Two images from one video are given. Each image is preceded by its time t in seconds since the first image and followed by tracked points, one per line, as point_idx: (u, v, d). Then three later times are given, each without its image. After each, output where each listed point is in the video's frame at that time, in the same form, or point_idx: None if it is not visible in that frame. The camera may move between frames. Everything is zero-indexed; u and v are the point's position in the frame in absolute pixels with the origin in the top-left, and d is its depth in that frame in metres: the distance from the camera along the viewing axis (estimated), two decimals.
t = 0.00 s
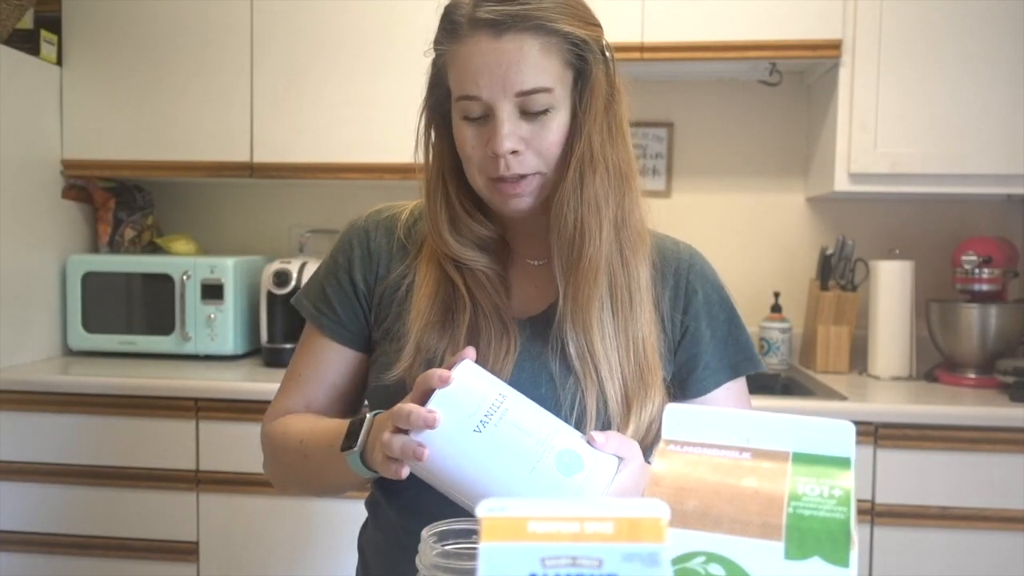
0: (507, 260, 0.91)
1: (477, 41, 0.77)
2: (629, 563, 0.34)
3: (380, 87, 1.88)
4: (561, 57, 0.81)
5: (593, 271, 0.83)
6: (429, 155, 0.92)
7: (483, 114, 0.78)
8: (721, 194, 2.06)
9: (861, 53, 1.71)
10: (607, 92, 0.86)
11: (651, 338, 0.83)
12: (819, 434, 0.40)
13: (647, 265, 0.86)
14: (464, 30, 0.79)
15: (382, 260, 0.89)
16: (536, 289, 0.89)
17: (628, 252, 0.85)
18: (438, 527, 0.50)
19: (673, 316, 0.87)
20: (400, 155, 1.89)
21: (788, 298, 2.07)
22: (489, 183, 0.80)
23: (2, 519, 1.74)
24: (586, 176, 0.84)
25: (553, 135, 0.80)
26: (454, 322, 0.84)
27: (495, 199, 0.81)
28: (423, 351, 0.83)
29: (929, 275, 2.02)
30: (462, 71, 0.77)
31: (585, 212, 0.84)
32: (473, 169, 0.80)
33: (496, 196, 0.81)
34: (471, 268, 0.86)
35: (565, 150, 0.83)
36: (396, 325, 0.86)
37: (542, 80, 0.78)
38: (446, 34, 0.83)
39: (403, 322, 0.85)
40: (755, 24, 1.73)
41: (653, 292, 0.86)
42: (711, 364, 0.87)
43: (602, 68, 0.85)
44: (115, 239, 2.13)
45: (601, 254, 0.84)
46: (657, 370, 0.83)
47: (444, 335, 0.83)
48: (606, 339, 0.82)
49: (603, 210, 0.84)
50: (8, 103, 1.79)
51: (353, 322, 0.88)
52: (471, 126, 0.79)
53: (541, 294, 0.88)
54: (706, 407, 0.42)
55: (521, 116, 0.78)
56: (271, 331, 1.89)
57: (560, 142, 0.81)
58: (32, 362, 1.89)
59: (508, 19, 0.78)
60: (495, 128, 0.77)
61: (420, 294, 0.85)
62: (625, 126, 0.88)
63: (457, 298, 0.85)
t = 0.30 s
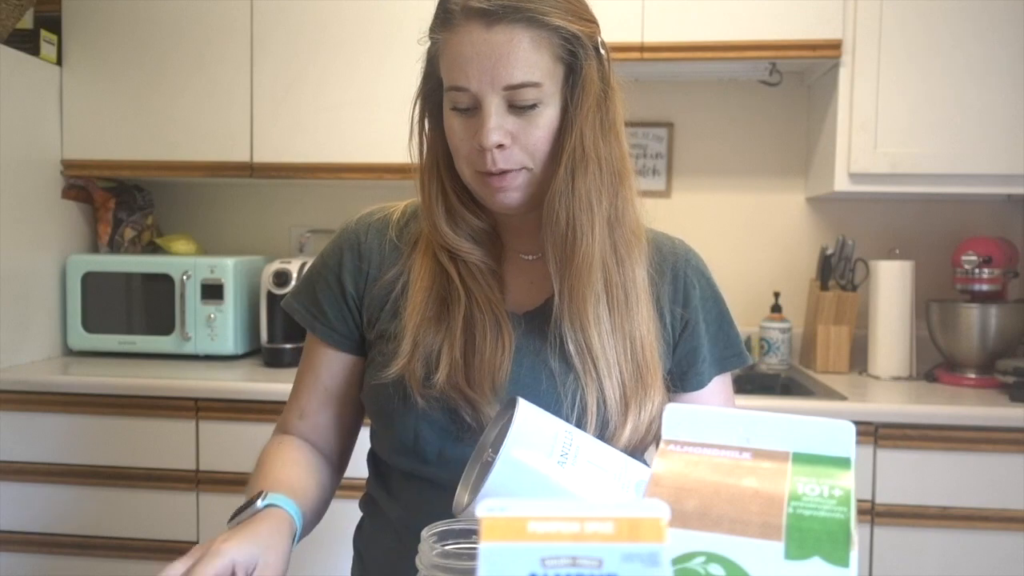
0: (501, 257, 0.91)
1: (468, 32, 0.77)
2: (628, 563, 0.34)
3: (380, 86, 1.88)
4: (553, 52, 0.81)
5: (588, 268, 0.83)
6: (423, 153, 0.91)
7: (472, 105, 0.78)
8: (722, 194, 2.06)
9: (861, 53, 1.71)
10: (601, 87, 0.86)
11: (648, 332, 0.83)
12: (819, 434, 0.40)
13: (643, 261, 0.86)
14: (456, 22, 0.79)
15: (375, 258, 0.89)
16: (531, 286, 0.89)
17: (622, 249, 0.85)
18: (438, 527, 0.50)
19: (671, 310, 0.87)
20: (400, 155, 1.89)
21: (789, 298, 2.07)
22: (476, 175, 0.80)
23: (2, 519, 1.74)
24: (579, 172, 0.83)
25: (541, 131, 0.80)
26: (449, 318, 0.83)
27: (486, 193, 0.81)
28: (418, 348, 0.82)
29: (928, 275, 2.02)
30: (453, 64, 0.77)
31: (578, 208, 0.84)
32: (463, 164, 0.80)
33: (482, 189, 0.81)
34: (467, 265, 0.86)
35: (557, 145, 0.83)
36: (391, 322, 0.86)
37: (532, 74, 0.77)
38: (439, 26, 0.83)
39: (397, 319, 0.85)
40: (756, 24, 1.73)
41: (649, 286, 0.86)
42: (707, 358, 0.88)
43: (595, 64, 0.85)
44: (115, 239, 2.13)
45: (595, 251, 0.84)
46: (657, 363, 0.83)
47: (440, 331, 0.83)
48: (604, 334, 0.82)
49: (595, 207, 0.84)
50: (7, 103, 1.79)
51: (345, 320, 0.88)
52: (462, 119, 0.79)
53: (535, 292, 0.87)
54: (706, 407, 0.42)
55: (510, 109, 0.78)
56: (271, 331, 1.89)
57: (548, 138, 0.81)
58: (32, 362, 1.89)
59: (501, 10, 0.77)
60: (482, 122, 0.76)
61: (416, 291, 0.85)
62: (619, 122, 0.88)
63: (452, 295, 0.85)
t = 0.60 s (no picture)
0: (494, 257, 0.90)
1: (459, 31, 0.77)
2: (629, 563, 0.34)
3: (380, 86, 1.88)
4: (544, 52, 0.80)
5: (580, 269, 0.83)
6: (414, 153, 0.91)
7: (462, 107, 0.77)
8: (722, 195, 2.06)
9: (861, 53, 1.71)
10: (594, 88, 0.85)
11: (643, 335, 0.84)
12: (820, 434, 0.40)
13: (637, 262, 0.86)
14: (447, 21, 0.78)
15: (366, 260, 0.88)
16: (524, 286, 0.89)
17: (615, 250, 0.85)
18: (438, 528, 0.50)
19: (666, 309, 0.87)
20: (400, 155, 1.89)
21: (789, 298, 2.07)
22: (466, 174, 0.80)
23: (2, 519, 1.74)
24: (570, 173, 0.83)
25: (532, 132, 0.80)
26: (441, 319, 0.83)
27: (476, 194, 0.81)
28: (411, 349, 0.82)
29: (929, 275, 2.02)
30: (443, 65, 0.77)
31: (570, 209, 0.84)
32: (455, 165, 0.80)
33: (473, 187, 0.81)
34: (460, 265, 0.86)
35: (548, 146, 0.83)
36: (383, 324, 0.86)
37: (523, 75, 0.77)
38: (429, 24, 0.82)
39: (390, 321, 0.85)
40: (756, 24, 1.73)
41: (643, 287, 0.86)
42: (702, 359, 0.87)
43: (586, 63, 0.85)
44: (115, 239, 2.13)
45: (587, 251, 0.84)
46: (651, 364, 0.83)
47: (432, 331, 0.83)
48: (597, 335, 0.82)
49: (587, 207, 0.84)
50: (7, 103, 1.79)
51: (338, 323, 0.88)
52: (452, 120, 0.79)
53: (528, 292, 0.87)
54: (707, 408, 0.43)
55: (500, 111, 0.77)
56: (271, 331, 1.89)
57: (539, 138, 0.81)
58: (32, 362, 1.89)
59: (491, 10, 0.77)
60: (472, 122, 0.76)
61: (408, 292, 0.85)
62: (611, 122, 0.88)
63: (444, 296, 0.85)
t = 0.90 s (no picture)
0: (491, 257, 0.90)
1: (469, 22, 0.77)
2: (629, 563, 0.34)
3: (380, 86, 1.88)
4: (553, 46, 0.80)
5: (574, 268, 0.83)
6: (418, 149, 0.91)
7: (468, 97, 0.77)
8: (721, 195, 2.06)
9: (861, 53, 1.71)
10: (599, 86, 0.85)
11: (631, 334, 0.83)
12: (820, 434, 0.41)
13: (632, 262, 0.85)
14: (458, 11, 0.78)
15: (366, 262, 0.89)
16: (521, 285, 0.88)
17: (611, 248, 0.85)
18: (439, 528, 0.50)
19: (661, 307, 0.87)
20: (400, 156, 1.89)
21: (789, 298, 2.07)
22: (465, 164, 0.80)
23: (2, 519, 1.74)
24: (569, 169, 0.83)
25: (533, 127, 0.79)
26: (434, 312, 0.84)
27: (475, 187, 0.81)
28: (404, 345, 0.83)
29: (929, 275, 2.02)
30: (451, 53, 0.77)
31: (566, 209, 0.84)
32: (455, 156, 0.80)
33: (469, 177, 0.80)
34: (455, 261, 0.85)
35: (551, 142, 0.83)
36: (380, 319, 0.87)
37: (529, 69, 0.77)
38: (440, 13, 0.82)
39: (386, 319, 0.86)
40: (756, 24, 1.73)
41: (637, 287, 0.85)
42: (700, 357, 0.86)
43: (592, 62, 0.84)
44: (115, 239, 2.13)
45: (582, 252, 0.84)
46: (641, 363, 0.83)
47: (424, 326, 0.83)
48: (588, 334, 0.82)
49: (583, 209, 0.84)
50: (7, 102, 1.79)
51: (337, 325, 0.89)
52: (456, 110, 0.79)
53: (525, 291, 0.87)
54: (708, 408, 0.43)
55: (505, 103, 0.77)
56: (271, 331, 1.89)
57: (541, 134, 0.81)
58: (32, 362, 1.89)
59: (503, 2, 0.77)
60: (475, 114, 0.76)
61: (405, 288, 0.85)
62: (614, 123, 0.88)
63: (440, 294, 0.84)
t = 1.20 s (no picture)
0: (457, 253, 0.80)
1: None
2: (629, 563, 0.34)
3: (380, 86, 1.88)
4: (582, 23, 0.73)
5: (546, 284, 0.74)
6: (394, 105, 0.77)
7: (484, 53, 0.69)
8: (722, 195, 2.06)
9: (862, 53, 1.70)
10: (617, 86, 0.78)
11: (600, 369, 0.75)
12: (819, 433, 0.40)
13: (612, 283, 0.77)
14: None
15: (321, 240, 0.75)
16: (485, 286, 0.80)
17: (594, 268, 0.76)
18: (439, 527, 0.50)
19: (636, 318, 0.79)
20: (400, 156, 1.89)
21: (789, 299, 2.07)
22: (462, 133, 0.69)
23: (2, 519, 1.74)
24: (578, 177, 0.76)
25: (552, 100, 0.70)
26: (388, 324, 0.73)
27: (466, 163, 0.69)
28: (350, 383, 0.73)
29: (929, 274, 2.02)
30: None
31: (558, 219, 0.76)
32: (449, 119, 0.69)
33: (461, 159, 0.69)
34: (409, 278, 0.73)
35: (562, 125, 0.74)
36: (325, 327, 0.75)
37: (558, 32, 0.70)
38: None
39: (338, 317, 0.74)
40: (756, 24, 1.73)
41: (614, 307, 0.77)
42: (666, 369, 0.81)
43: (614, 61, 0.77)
44: (114, 239, 2.13)
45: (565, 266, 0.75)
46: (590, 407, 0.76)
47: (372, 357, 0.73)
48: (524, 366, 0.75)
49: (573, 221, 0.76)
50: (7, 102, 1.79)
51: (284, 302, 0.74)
52: (463, 65, 0.69)
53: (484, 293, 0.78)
54: (705, 407, 0.41)
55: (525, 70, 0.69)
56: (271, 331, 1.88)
57: (558, 110, 0.71)
58: (32, 362, 1.89)
59: None
60: (491, 73, 0.68)
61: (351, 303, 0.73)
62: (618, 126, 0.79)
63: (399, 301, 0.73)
